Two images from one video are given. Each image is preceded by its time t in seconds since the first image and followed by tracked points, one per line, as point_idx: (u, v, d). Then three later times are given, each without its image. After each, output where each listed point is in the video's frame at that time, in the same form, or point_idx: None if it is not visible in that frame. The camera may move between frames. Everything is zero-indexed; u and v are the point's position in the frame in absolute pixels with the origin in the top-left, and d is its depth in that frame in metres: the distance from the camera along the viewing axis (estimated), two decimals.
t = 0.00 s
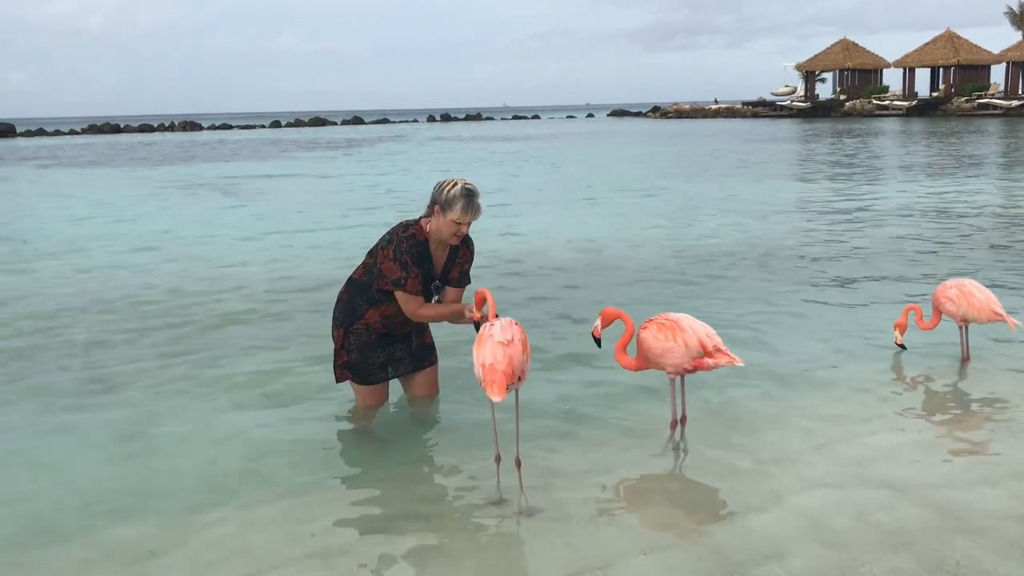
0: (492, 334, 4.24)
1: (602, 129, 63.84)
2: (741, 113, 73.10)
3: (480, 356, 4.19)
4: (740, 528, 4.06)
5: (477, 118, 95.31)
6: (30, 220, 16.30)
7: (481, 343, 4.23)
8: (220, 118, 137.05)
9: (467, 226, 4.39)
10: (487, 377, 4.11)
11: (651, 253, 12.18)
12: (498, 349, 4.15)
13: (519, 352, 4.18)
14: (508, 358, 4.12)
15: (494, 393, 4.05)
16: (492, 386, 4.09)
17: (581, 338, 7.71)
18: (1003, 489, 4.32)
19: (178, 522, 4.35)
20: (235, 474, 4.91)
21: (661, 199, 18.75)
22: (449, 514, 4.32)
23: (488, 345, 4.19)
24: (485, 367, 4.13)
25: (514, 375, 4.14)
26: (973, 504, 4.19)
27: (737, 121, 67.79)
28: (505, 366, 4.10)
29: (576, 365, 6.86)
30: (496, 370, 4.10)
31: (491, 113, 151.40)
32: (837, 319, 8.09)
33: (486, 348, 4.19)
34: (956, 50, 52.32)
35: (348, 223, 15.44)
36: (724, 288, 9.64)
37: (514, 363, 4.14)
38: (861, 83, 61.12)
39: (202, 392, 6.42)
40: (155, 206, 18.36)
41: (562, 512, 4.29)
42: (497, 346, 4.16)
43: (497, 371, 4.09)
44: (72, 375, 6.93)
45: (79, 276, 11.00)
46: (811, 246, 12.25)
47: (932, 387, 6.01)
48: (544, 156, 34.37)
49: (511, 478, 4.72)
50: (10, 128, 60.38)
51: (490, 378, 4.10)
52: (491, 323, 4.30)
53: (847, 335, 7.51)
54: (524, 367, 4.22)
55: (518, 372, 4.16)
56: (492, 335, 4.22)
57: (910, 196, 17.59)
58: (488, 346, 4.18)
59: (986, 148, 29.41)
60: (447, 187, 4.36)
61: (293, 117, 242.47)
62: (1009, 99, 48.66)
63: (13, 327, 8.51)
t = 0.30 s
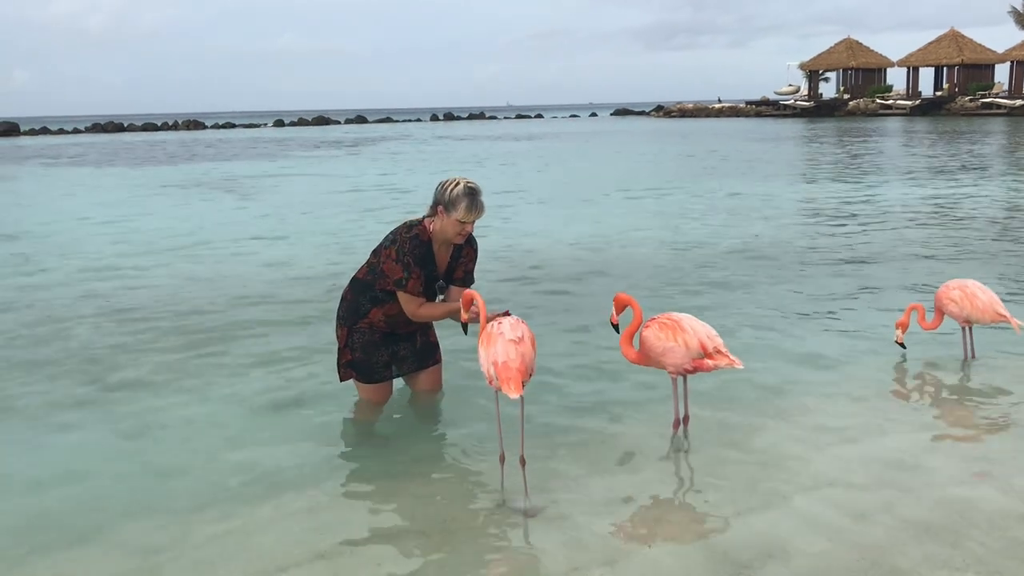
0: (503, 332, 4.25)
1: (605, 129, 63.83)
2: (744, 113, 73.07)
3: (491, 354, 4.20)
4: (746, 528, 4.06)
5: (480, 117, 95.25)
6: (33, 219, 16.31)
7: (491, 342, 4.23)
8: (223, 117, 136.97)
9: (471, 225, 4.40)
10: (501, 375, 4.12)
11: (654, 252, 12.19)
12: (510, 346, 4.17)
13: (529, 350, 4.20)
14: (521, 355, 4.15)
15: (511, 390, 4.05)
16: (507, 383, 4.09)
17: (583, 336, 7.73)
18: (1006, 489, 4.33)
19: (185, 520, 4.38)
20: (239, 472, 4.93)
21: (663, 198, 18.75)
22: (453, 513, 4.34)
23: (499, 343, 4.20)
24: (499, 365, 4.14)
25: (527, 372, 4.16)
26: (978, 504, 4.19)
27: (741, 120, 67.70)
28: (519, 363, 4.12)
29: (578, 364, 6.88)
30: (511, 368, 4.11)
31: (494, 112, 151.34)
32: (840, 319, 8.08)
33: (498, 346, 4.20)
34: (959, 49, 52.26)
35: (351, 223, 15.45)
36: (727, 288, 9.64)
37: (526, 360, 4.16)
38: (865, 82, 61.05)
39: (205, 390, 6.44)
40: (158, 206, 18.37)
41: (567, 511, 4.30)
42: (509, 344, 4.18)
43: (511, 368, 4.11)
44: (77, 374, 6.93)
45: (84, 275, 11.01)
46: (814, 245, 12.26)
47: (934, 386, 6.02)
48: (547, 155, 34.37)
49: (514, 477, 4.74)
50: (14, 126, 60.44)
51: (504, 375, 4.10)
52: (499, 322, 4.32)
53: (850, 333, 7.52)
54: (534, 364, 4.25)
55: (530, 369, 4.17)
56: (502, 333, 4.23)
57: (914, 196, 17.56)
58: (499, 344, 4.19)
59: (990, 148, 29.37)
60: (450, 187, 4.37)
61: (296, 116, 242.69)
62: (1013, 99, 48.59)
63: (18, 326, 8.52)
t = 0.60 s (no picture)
0: (508, 331, 4.27)
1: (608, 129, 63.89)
2: (747, 113, 73.02)
3: (497, 353, 4.20)
4: (748, 527, 4.08)
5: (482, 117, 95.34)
6: (38, 219, 16.36)
7: (497, 341, 4.25)
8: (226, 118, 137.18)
9: (476, 227, 4.41)
10: (508, 374, 4.12)
11: (657, 252, 12.20)
12: (516, 346, 4.18)
13: (535, 349, 4.22)
14: (527, 355, 4.16)
15: (518, 389, 4.06)
16: (515, 382, 4.10)
17: (587, 336, 7.75)
18: (1009, 488, 4.34)
19: (191, 518, 4.40)
20: (245, 471, 4.95)
21: (666, 198, 18.76)
22: (458, 511, 4.36)
23: (505, 342, 4.21)
24: (506, 364, 4.14)
25: (533, 371, 4.17)
26: (980, 504, 4.20)
27: (743, 121, 67.66)
28: (525, 362, 4.13)
29: (582, 363, 6.90)
30: (517, 367, 4.12)
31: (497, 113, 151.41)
32: (844, 319, 8.09)
33: (504, 346, 4.20)
34: (963, 50, 52.23)
35: (354, 223, 15.48)
36: (730, 288, 9.65)
37: (532, 360, 4.17)
38: (869, 82, 60.98)
39: (209, 390, 6.46)
40: (162, 205, 18.41)
41: (570, 511, 4.32)
42: (514, 343, 4.19)
43: (518, 367, 4.11)
44: (82, 373, 6.96)
45: (88, 275, 11.05)
46: (817, 245, 12.26)
47: (937, 386, 6.04)
48: (550, 155, 34.37)
49: (519, 476, 4.76)
50: (18, 126, 60.57)
51: (512, 375, 4.11)
52: (505, 322, 4.33)
53: (854, 333, 7.54)
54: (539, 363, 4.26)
55: (536, 368, 4.19)
56: (508, 333, 4.24)
57: (917, 196, 17.55)
58: (505, 343, 4.20)
59: (994, 148, 29.33)
60: (454, 190, 4.38)
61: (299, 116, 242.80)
62: (1016, 99, 48.54)
63: (23, 325, 8.55)
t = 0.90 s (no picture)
0: (508, 332, 4.28)
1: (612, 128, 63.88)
2: (749, 113, 72.99)
3: (498, 354, 4.21)
4: (751, 526, 4.08)
5: (484, 117, 95.26)
6: (41, 219, 16.35)
7: (497, 341, 4.26)
8: (230, 118, 137.27)
9: (483, 231, 4.43)
10: (509, 374, 4.12)
11: (658, 252, 12.20)
12: (516, 346, 4.19)
13: (535, 349, 4.23)
14: (527, 355, 4.17)
15: (519, 388, 4.06)
16: (515, 382, 4.10)
17: (588, 335, 7.75)
18: (1012, 487, 4.34)
19: (194, 518, 4.41)
20: (248, 471, 4.96)
21: (668, 198, 18.76)
22: (460, 511, 4.36)
23: (506, 343, 4.22)
24: (506, 364, 4.15)
25: (533, 371, 4.18)
26: (983, 503, 4.20)
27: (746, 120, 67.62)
28: (525, 363, 4.14)
29: (583, 363, 6.89)
30: (518, 367, 4.12)
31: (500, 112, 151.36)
32: (847, 318, 8.08)
33: (504, 346, 4.21)
34: (966, 49, 52.18)
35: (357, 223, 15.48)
36: (732, 287, 9.65)
37: (532, 360, 4.18)
38: (871, 82, 60.93)
39: (211, 390, 6.47)
40: (165, 205, 18.42)
41: (574, 510, 4.33)
42: (514, 344, 4.20)
43: (518, 368, 4.12)
44: (85, 373, 6.96)
45: (91, 275, 11.05)
46: (818, 245, 12.26)
47: (938, 385, 6.04)
48: (552, 155, 34.36)
49: (521, 475, 4.76)
50: (22, 126, 60.59)
51: (513, 375, 4.11)
52: (505, 322, 4.35)
53: (855, 332, 7.54)
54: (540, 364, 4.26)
55: (536, 369, 4.20)
56: (508, 333, 4.26)
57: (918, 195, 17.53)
58: (506, 344, 4.21)
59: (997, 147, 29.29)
60: (460, 195, 4.39)
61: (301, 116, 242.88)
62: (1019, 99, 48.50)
63: (26, 325, 8.55)
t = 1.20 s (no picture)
0: (502, 330, 4.27)
1: (614, 126, 63.87)
2: (751, 110, 72.95)
3: (491, 352, 4.22)
4: (753, 523, 4.08)
5: (485, 116, 95.23)
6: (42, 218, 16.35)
7: (491, 340, 4.26)
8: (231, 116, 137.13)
9: (489, 237, 4.42)
10: (498, 373, 4.16)
11: (659, 249, 12.20)
12: (508, 345, 4.18)
13: (528, 348, 4.21)
14: (518, 354, 4.16)
15: (505, 388, 4.10)
16: (503, 381, 4.14)
17: (590, 333, 7.75)
18: (1012, 484, 4.34)
19: (195, 517, 4.41)
20: (251, 468, 4.97)
21: (669, 195, 18.75)
22: (460, 509, 4.37)
23: (498, 341, 4.22)
24: (496, 363, 4.17)
25: (524, 371, 4.18)
26: (986, 500, 4.19)
27: (748, 118, 67.55)
28: (516, 362, 4.14)
29: (584, 360, 6.90)
30: (507, 367, 4.14)
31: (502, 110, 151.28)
32: (848, 315, 8.07)
33: (496, 345, 4.22)
34: (968, 46, 52.11)
35: (358, 221, 15.48)
36: (733, 284, 9.65)
37: (524, 359, 4.17)
38: (873, 80, 60.86)
39: (213, 388, 6.47)
40: (167, 203, 18.42)
41: (574, 507, 4.33)
42: (507, 343, 4.19)
43: (508, 367, 4.14)
44: (86, 372, 6.97)
45: (92, 274, 11.06)
46: (819, 242, 12.24)
47: (940, 381, 6.03)
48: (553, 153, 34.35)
49: (522, 471, 4.77)
50: (24, 125, 60.62)
51: (501, 374, 4.15)
52: (500, 321, 4.33)
53: (856, 330, 7.54)
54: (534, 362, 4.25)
55: (529, 368, 4.20)
56: (501, 331, 4.24)
57: (920, 193, 17.49)
58: (498, 342, 4.21)
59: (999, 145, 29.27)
60: (466, 201, 4.39)
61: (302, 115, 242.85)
62: (1020, 97, 48.46)
63: (27, 324, 8.56)
